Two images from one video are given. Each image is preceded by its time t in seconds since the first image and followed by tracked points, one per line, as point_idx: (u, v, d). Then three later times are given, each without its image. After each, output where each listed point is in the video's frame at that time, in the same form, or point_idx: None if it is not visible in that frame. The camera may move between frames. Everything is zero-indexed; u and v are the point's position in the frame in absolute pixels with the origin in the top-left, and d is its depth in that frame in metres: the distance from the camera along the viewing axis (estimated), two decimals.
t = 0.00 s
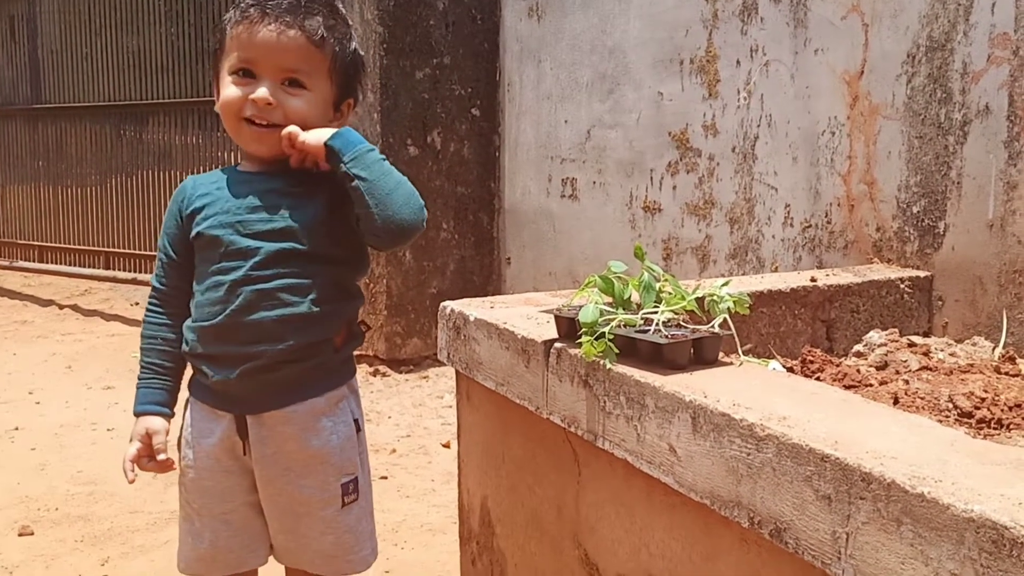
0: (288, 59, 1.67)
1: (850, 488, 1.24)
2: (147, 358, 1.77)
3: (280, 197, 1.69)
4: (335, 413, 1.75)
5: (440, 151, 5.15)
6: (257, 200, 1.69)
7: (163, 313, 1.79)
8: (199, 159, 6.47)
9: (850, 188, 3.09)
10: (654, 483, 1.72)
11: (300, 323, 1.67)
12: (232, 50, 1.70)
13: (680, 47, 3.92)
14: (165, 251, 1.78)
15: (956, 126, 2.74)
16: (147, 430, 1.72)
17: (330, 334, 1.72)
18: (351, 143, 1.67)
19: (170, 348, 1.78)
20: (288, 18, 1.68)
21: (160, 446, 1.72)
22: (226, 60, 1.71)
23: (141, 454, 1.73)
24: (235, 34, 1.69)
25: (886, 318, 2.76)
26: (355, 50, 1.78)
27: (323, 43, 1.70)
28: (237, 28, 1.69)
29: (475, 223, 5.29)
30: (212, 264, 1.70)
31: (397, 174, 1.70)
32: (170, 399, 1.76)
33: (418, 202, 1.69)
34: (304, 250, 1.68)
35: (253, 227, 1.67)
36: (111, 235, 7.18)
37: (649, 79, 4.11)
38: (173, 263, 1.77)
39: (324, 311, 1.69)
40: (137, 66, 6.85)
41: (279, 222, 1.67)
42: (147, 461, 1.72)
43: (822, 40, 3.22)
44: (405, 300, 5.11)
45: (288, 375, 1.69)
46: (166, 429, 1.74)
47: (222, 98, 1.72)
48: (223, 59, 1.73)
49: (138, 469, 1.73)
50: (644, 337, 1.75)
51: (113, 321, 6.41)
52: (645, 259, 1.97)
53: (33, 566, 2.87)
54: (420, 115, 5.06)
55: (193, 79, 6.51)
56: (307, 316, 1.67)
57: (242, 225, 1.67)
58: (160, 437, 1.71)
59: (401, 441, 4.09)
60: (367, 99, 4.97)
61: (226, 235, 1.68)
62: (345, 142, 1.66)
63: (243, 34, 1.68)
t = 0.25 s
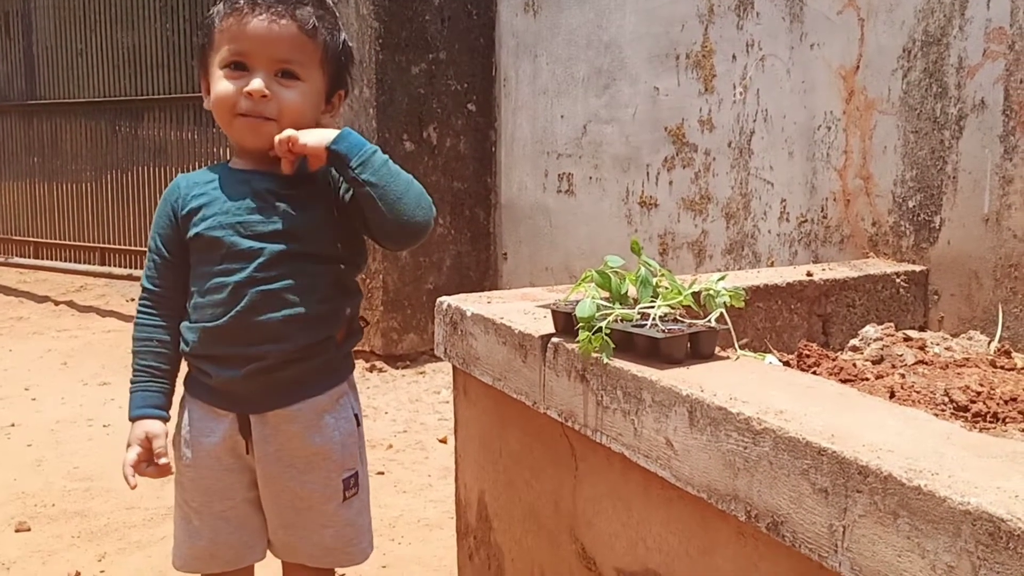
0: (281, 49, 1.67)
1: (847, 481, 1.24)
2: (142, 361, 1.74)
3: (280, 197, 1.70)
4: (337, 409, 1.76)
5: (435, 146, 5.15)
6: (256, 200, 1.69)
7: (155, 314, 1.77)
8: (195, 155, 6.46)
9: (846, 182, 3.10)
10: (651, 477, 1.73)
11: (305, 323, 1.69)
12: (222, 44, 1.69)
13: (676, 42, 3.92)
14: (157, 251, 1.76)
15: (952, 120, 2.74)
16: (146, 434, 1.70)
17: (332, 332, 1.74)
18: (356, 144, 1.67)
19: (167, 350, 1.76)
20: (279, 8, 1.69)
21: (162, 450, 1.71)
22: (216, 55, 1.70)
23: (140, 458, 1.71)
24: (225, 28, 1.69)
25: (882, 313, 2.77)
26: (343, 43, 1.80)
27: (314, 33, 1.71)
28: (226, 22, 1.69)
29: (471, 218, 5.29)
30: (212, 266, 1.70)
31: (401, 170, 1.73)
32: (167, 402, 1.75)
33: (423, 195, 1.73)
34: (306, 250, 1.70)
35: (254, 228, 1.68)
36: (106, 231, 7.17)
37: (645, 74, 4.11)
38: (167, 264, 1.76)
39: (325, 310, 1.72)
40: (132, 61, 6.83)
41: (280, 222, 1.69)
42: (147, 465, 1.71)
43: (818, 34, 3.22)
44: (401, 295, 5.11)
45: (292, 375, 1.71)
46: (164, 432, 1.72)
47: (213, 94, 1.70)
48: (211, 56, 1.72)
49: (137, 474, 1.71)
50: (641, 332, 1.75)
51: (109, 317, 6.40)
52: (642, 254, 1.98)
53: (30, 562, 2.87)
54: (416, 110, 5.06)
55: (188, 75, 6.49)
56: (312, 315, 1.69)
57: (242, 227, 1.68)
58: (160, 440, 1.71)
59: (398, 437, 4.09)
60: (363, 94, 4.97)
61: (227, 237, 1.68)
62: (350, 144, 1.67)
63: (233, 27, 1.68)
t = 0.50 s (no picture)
0: (277, 44, 1.67)
1: (847, 476, 1.25)
2: (146, 362, 1.74)
3: (282, 195, 1.70)
4: (341, 406, 1.76)
5: (433, 143, 5.15)
6: (259, 198, 1.69)
7: (157, 314, 1.76)
8: (191, 152, 6.45)
9: (843, 179, 3.10)
10: (651, 473, 1.73)
11: (310, 319, 1.70)
12: (218, 41, 1.69)
13: (673, 39, 3.92)
14: (158, 251, 1.75)
15: (950, 117, 2.75)
16: (153, 435, 1.70)
17: (336, 329, 1.75)
18: (352, 145, 1.67)
19: (171, 350, 1.76)
20: (274, 3, 1.69)
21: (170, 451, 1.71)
22: (212, 52, 1.70)
23: (147, 460, 1.71)
24: (220, 24, 1.68)
25: (880, 309, 2.77)
26: (338, 34, 1.79)
27: (309, 26, 1.70)
28: (221, 18, 1.69)
29: (468, 215, 5.30)
30: (215, 264, 1.69)
31: (399, 168, 1.73)
32: (172, 402, 1.74)
33: (422, 192, 1.73)
34: (310, 247, 1.70)
35: (258, 226, 1.68)
36: (103, 228, 7.15)
37: (642, 71, 4.11)
38: (168, 264, 1.75)
39: (330, 306, 1.72)
40: (128, 58, 6.82)
41: (284, 220, 1.69)
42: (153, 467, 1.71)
43: (816, 31, 3.22)
44: (399, 292, 5.10)
45: (298, 371, 1.71)
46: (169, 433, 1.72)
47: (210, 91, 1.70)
48: (207, 52, 1.72)
49: (144, 476, 1.71)
50: (641, 328, 1.75)
51: (105, 314, 6.39)
52: (641, 250, 1.98)
53: (29, 559, 2.86)
54: (413, 107, 5.05)
55: (185, 72, 6.48)
56: (317, 312, 1.70)
57: (246, 224, 1.68)
58: (166, 442, 1.71)
59: (396, 433, 4.09)
60: (360, 91, 4.96)
61: (230, 235, 1.67)
62: (347, 145, 1.66)
63: (228, 24, 1.67)
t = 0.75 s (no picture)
0: (282, 50, 1.66)
1: (849, 474, 1.25)
2: (152, 363, 1.73)
3: (283, 192, 1.70)
4: (346, 404, 1.76)
5: (430, 140, 5.14)
6: (260, 197, 1.69)
7: (163, 316, 1.76)
8: (187, 149, 6.43)
9: (841, 176, 3.11)
10: (652, 471, 1.73)
11: (313, 315, 1.69)
12: (219, 44, 1.68)
13: (671, 37, 3.92)
14: (162, 253, 1.74)
15: (947, 115, 2.75)
16: (161, 436, 1.69)
17: (340, 324, 1.75)
18: (343, 148, 1.67)
19: (177, 351, 1.75)
20: (278, 8, 1.68)
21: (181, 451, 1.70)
22: (213, 55, 1.69)
23: (156, 461, 1.70)
24: (221, 27, 1.67)
25: (878, 307, 2.78)
26: (338, 35, 1.79)
27: (312, 31, 1.70)
28: (222, 21, 1.67)
29: (465, 212, 5.29)
30: (219, 263, 1.69)
31: (394, 170, 1.71)
32: (180, 403, 1.73)
33: (417, 193, 1.71)
34: (312, 243, 1.70)
35: (260, 224, 1.67)
36: (99, 225, 7.14)
37: (639, 68, 4.11)
38: (171, 264, 1.74)
39: (332, 302, 1.72)
40: (123, 55, 6.80)
41: (285, 218, 1.69)
42: (162, 468, 1.70)
43: (814, 29, 3.22)
44: (396, 289, 5.10)
45: (302, 367, 1.70)
46: (178, 433, 1.71)
47: (211, 94, 1.70)
48: (207, 54, 1.71)
49: (154, 477, 1.70)
50: (641, 326, 1.75)
51: (101, 311, 6.38)
52: (641, 248, 1.98)
53: (27, 557, 2.86)
54: (410, 104, 5.05)
55: (181, 69, 6.47)
56: (319, 307, 1.70)
57: (248, 223, 1.67)
58: (175, 443, 1.69)
59: (393, 431, 4.09)
60: (357, 88, 4.95)
61: (232, 234, 1.67)
62: (336, 148, 1.66)
63: (231, 28, 1.66)
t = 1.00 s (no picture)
0: (294, 51, 1.67)
1: (856, 473, 1.25)
2: (154, 361, 1.74)
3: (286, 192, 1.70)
4: (347, 403, 1.76)
5: (431, 140, 5.14)
6: (263, 197, 1.69)
7: (166, 314, 1.77)
8: (188, 149, 6.43)
9: (843, 176, 3.11)
10: (657, 470, 1.74)
11: (314, 314, 1.69)
12: (231, 44, 1.68)
13: (673, 36, 3.92)
14: (165, 251, 1.75)
15: (949, 115, 2.75)
16: (161, 435, 1.71)
17: (342, 323, 1.74)
18: (344, 169, 1.66)
19: (178, 349, 1.76)
20: (290, 9, 1.68)
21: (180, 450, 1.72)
22: (225, 54, 1.69)
23: (155, 458, 1.72)
24: (233, 27, 1.68)
25: (880, 306, 2.79)
26: (346, 37, 1.80)
27: (323, 32, 1.71)
28: (235, 21, 1.68)
29: (467, 212, 5.30)
30: (221, 262, 1.70)
31: (392, 199, 1.71)
32: (180, 401, 1.75)
33: (411, 230, 1.71)
34: (313, 243, 1.70)
35: (261, 223, 1.68)
36: (99, 225, 7.13)
37: (641, 68, 4.11)
38: (175, 263, 1.75)
39: (334, 301, 1.72)
40: (124, 55, 6.80)
41: (286, 218, 1.69)
42: (161, 466, 1.72)
43: (816, 29, 3.23)
44: (397, 289, 5.10)
45: (302, 366, 1.70)
46: (178, 432, 1.73)
47: (222, 93, 1.70)
48: (218, 54, 1.71)
49: (152, 474, 1.72)
50: (646, 326, 1.76)
51: (102, 311, 6.38)
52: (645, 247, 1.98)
53: (30, 557, 2.86)
54: (411, 103, 5.05)
55: (181, 69, 6.47)
56: (319, 307, 1.69)
57: (249, 222, 1.68)
58: (175, 442, 1.71)
59: (395, 430, 4.09)
60: (358, 88, 4.95)
61: (234, 234, 1.68)
62: (337, 168, 1.65)
63: (243, 27, 1.67)
